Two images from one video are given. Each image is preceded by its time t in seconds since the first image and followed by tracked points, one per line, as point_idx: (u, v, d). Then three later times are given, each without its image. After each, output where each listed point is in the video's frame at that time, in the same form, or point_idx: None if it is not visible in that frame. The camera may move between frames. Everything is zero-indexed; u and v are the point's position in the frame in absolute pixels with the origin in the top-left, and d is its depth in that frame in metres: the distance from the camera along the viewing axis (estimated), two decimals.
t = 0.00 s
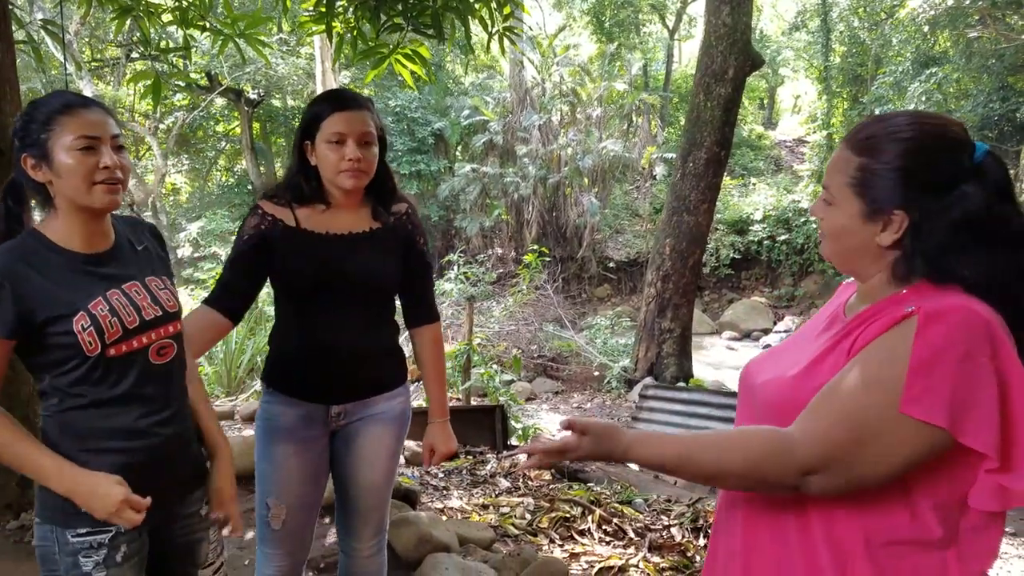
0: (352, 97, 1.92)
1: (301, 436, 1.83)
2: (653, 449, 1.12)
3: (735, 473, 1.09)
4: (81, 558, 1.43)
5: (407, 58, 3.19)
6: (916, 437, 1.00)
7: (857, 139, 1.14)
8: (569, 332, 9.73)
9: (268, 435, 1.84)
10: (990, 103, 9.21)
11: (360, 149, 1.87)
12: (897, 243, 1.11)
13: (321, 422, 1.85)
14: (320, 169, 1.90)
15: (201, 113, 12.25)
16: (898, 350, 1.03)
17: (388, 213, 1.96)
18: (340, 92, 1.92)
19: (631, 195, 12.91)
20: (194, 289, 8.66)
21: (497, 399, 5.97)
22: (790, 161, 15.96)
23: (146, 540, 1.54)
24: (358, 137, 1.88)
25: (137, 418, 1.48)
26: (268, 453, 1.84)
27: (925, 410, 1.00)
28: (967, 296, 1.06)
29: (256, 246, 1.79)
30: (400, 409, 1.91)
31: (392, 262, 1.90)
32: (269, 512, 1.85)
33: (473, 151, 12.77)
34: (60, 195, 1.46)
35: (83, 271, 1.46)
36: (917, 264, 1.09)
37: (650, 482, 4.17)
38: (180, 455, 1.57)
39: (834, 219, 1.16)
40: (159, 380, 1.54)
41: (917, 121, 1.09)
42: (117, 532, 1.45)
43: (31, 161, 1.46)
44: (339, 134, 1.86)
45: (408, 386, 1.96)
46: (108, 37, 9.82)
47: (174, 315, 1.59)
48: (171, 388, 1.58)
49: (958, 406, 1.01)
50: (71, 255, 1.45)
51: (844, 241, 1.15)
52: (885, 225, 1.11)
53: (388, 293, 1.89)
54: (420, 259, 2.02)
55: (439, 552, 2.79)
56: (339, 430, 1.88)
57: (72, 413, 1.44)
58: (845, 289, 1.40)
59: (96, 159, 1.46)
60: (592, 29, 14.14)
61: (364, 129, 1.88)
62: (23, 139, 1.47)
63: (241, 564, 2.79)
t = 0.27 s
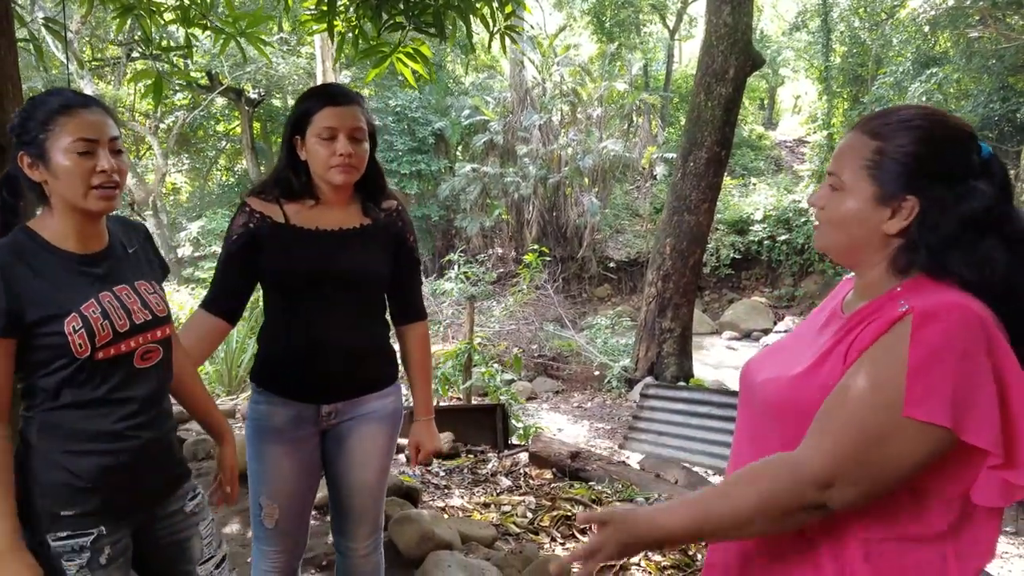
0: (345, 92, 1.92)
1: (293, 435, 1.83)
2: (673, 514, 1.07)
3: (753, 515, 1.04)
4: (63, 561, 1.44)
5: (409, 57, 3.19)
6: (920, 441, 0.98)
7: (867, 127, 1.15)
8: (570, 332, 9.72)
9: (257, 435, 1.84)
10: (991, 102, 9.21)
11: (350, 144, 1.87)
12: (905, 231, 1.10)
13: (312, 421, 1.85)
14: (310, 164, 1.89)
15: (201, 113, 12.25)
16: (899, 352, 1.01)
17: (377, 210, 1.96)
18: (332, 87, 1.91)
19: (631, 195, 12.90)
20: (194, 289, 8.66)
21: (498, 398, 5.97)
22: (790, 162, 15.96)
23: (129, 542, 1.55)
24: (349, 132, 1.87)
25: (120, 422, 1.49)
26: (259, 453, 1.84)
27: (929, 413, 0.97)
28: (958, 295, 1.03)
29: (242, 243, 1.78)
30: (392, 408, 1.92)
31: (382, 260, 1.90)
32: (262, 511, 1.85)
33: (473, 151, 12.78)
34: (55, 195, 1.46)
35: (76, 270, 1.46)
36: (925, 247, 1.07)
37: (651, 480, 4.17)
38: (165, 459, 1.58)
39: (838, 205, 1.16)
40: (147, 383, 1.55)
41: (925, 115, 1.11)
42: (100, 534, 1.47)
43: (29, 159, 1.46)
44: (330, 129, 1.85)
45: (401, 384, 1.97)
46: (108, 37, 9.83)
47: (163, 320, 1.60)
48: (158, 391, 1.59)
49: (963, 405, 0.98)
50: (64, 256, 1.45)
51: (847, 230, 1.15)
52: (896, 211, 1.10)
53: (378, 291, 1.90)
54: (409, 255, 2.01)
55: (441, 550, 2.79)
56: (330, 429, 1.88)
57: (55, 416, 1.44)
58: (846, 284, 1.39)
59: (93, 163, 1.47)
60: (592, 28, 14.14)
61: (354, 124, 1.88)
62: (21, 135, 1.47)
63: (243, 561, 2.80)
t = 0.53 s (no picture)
0: (336, 92, 1.92)
1: (284, 437, 1.83)
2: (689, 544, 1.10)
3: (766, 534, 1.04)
4: (64, 562, 1.44)
5: (410, 57, 3.19)
6: (917, 446, 0.96)
7: (863, 120, 1.15)
8: (571, 332, 9.72)
9: (250, 436, 1.84)
10: (991, 102, 9.19)
11: (340, 142, 1.86)
12: (885, 218, 1.10)
13: (305, 422, 1.85)
14: (301, 164, 1.89)
15: (201, 113, 12.25)
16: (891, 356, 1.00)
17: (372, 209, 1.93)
18: (323, 85, 1.91)
19: (632, 195, 12.90)
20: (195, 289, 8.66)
21: (499, 398, 5.96)
22: (790, 161, 15.95)
23: (132, 543, 1.53)
24: (339, 131, 1.86)
25: (123, 423, 1.48)
26: (252, 454, 1.84)
27: (925, 416, 0.95)
28: (944, 292, 1.02)
29: (234, 246, 1.80)
30: (387, 408, 1.91)
31: (375, 260, 1.88)
32: (257, 513, 1.86)
33: (473, 151, 12.78)
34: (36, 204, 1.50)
35: (75, 269, 1.47)
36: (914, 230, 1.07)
37: (653, 480, 4.17)
38: (167, 460, 1.56)
39: (832, 192, 1.16)
40: (148, 384, 1.54)
41: (920, 113, 1.09)
42: (101, 536, 1.46)
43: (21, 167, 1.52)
44: (319, 128, 1.85)
45: (397, 385, 1.97)
46: (109, 37, 9.83)
47: (164, 320, 1.59)
48: (160, 392, 1.57)
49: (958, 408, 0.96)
50: (63, 256, 1.46)
51: (836, 221, 1.16)
52: (877, 197, 1.10)
53: (374, 291, 1.88)
54: (405, 256, 1.99)
55: (443, 550, 2.79)
56: (324, 430, 1.87)
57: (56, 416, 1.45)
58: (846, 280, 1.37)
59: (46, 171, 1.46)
60: (592, 28, 14.14)
61: (345, 123, 1.87)
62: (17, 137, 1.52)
63: (245, 561, 2.79)
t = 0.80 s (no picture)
0: (335, 91, 1.91)
1: (288, 436, 1.85)
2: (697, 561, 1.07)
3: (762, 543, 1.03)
4: (72, 556, 1.45)
5: (412, 56, 3.19)
6: (894, 444, 0.96)
7: (846, 119, 1.16)
8: (572, 332, 9.71)
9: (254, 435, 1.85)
10: (993, 101, 9.15)
11: (337, 143, 1.85)
12: (866, 214, 1.11)
13: (308, 421, 1.85)
14: (300, 164, 1.89)
15: (203, 112, 12.26)
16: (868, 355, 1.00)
17: (372, 209, 1.91)
18: (321, 85, 1.91)
19: (634, 194, 12.88)
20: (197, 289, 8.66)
21: (501, 397, 5.96)
22: (792, 160, 15.92)
23: (140, 540, 1.54)
24: (336, 132, 1.85)
25: (131, 422, 1.48)
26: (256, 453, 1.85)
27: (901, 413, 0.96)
28: (922, 287, 1.02)
29: (240, 248, 1.82)
30: (389, 409, 1.90)
31: (376, 259, 1.86)
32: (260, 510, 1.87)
33: (475, 150, 12.78)
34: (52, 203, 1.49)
35: (84, 267, 1.47)
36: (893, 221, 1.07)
37: (654, 479, 4.17)
38: (177, 458, 1.56)
39: (817, 191, 1.17)
40: (158, 383, 1.53)
41: (906, 112, 1.09)
42: (109, 532, 1.47)
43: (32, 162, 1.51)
44: (316, 129, 1.84)
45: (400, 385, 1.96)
46: (111, 36, 9.84)
47: (177, 319, 1.57)
48: (172, 390, 1.57)
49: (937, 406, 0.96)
50: (75, 255, 1.47)
51: (822, 221, 1.16)
52: (858, 193, 1.10)
53: (377, 290, 1.87)
54: (408, 255, 1.96)
55: (445, 550, 2.79)
56: (327, 430, 1.87)
57: (67, 413, 1.45)
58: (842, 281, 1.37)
59: (72, 177, 1.46)
60: (594, 27, 14.10)
61: (342, 123, 1.86)
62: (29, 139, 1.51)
63: (249, 560, 2.80)
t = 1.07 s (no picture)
0: (337, 91, 1.90)
1: (304, 433, 1.84)
2: None
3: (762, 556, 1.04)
4: (69, 554, 1.45)
5: (413, 54, 3.18)
6: (876, 444, 0.98)
7: (835, 120, 1.17)
8: (574, 330, 9.70)
9: (268, 432, 1.84)
10: (995, 99, 9.13)
11: (339, 143, 1.84)
12: (849, 210, 1.12)
13: (321, 418, 1.85)
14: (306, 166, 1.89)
15: (205, 110, 12.26)
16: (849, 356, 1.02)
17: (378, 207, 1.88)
18: (322, 85, 1.90)
19: (635, 193, 12.86)
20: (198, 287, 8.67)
21: (502, 395, 5.95)
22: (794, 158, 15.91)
23: (137, 538, 1.54)
24: (337, 133, 1.83)
25: (129, 422, 1.48)
26: (270, 450, 1.85)
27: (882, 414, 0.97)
28: (907, 286, 1.03)
29: (250, 248, 1.84)
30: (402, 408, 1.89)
31: (383, 255, 1.84)
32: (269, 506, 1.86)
33: (476, 149, 12.78)
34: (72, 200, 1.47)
35: (83, 270, 1.46)
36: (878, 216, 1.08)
37: (655, 478, 4.17)
38: (175, 456, 1.56)
39: (807, 192, 1.18)
40: (157, 385, 1.53)
41: (896, 113, 1.11)
42: (105, 530, 1.46)
43: (43, 165, 1.47)
44: (317, 131, 1.83)
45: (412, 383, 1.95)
46: (112, 35, 9.84)
47: (176, 320, 1.57)
48: (171, 390, 1.57)
49: (923, 406, 0.97)
50: (76, 258, 1.46)
51: (810, 220, 1.18)
52: (842, 191, 1.12)
53: (386, 287, 1.85)
54: (417, 251, 1.91)
55: (445, 548, 2.79)
56: (340, 427, 1.87)
57: (65, 412, 1.45)
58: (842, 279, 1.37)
59: (110, 169, 1.47)
60: (595, 25, 14.08)
61: (344, 124, 1.84)
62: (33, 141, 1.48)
63: (249, 559, 2.80)
